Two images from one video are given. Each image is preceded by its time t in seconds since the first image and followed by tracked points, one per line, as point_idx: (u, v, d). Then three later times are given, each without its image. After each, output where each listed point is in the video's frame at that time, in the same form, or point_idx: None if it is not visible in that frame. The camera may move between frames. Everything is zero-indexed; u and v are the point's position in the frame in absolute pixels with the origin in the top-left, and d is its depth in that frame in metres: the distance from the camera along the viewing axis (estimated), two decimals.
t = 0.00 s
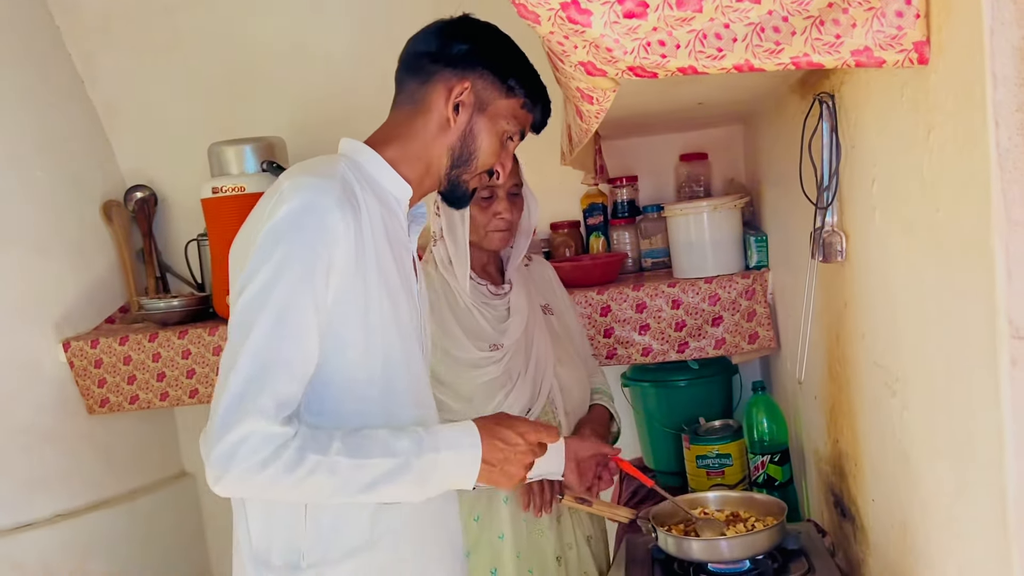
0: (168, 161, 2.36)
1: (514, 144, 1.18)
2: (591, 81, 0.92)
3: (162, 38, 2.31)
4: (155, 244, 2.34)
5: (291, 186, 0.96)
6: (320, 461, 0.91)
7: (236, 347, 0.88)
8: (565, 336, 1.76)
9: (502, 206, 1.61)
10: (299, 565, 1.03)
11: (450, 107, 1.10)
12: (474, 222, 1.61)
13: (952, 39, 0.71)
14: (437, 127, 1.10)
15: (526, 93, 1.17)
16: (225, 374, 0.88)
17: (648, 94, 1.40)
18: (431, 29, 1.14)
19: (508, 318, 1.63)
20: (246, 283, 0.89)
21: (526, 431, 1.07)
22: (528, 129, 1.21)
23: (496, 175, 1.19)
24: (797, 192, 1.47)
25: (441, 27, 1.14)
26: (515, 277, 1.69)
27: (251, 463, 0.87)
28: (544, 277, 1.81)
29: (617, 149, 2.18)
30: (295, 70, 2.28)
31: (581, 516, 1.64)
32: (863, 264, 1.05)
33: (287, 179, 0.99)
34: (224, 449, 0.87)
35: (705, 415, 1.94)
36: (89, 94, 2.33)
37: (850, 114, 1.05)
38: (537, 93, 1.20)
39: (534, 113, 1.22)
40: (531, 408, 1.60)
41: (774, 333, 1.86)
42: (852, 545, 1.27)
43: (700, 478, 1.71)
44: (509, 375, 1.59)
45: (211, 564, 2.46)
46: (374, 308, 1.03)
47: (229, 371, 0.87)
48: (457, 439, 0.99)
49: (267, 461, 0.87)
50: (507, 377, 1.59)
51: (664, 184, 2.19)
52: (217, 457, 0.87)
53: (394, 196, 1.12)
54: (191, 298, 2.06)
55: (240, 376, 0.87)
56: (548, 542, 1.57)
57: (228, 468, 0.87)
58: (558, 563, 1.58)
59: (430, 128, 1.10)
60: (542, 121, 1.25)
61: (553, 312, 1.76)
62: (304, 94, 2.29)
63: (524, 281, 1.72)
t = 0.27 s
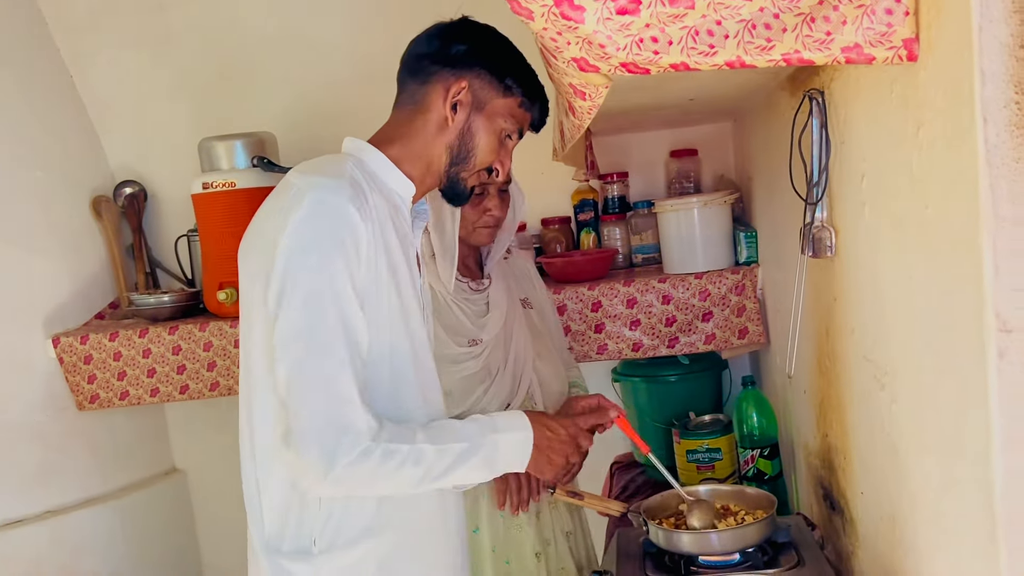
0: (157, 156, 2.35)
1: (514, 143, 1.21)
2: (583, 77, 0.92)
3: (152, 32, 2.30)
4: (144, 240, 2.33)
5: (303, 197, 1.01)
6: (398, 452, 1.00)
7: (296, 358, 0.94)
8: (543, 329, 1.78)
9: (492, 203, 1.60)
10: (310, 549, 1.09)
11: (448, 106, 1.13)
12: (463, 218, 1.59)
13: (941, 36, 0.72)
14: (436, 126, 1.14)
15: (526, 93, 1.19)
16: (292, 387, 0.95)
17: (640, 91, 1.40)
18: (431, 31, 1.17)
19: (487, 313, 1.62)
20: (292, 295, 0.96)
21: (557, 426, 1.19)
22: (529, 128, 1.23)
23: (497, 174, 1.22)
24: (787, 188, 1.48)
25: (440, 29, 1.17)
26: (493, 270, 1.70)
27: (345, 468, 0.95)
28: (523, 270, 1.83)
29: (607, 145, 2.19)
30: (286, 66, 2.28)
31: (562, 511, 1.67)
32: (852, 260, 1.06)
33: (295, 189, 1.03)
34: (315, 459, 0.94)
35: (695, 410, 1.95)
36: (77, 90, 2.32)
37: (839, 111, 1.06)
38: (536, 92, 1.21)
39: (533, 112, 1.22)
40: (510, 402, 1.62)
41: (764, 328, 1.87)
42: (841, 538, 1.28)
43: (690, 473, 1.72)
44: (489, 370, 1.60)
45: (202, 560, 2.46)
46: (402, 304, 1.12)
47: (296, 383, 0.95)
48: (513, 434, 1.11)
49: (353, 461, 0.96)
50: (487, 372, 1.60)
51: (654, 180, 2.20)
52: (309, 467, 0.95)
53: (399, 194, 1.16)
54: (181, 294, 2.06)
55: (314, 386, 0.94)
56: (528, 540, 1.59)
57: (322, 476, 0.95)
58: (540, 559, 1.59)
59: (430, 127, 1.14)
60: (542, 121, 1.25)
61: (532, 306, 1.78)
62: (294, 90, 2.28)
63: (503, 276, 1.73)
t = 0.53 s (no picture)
0: (145, 151, 2.34)
1: (505, 135, 1.21)
2: (572, 73, 0.92)
3: (139, 26, 2.28)
4: (132, 236, 2.32)
5: (317, 194, 1.03)
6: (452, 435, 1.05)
7: (346, 350, 1.00)
8: (519, 328, 1.77)
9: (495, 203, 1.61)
10: (316, 536, 1.12)
11: (439, 100, 1.13)
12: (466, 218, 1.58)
13: (925, 33, 0.72)
14: (427, 121, 1.15)
15: (517, 84, 1.18)
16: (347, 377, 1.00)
17: (628, 87, 1.41)
18: (421, 26, 1.17)
19: (463, 313, 1.63)
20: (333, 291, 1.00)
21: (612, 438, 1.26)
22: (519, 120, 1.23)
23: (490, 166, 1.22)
24: (774, 185, 1.49)
25: (430, 24, 1.17)
26: (472, 266, 1.68)
27: (412, 447, 1.03)
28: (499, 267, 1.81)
29: (597, 142, 2.19)
30: (275, 61, 2.27)
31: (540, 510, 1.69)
32: (839, 255, 1.07)
33: (304, 187, 1.05)
34: (382, 440, 1.02)
35: (684, 405, 1.96)
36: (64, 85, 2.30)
37: (826, 108, 1.07)
38: (527, 84, 1.21)
39: (522, 103, 1.21)
40: (486, 404, 1.64)
41: (752, 324, 1.89)
42: (827, 531, 1.29)
43: (678, 468, 1.73)
44: (464, 372, 1.63)
45: (191, 557, 2.46)
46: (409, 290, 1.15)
47: (349, 374, 1.00)
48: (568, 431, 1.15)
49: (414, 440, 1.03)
50: (462, 373, 1.63)
51: (642, 176, 2.21)
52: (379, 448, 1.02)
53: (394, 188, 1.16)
54: (169, 290, 2.06)
55: (368, 374, 1.00)
56: (498, 542, 1.64)
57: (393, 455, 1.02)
58: (508, 563, 1.64)
59: (421, 121, 1.15)
60: (532, 113, 1.25)
61: (508, 304, 1.77)
62: (283, 86, 2.28)
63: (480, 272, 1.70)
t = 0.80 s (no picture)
0: (135, 146, 2.32)
1: (499, 131, 1.21)
2: (563, 67, 0.93)
3: (129, 21, 2.27)
4: (122, 231, 2.31)
5: (312, 185, 1.03)
6: (455, 426, 1.05)
7: (347, 340, 1.00)
8: (504, 323, 1.78)
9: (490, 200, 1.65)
10: (314, 529, 1.12)
11: (435, 95, 1.13)
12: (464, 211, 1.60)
13: (913, 28, 0.73)
14: (423, 115, 1.15)
15: (512, 81, 1.19)
16: (348, 367, 1.00)
17: (620, 83, 1.41)
18: (417, 23, 1.17)
19: (456, 308, 1.59)
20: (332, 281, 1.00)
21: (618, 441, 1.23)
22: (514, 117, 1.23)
23: (483, 161, 1.22)
24: (764, 180, 1.50)
25: (425, 21, 1.17)
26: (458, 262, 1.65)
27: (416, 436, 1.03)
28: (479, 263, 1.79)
29: (588, 138, 2.20)
30: (266, 56, 2.26)
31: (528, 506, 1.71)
32: (828, 250, 1.07)
33: (299, 179, 1.05)
34: (386, 430, 1.02)
35: (674, 401, 1.97)
36: (53, 80, 2.29)
37: (815, 104, 1.07)
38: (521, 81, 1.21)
39: (517, 100, 1.21)
40: (480, 400, 1.63)
41: (742, 320, 1.89)
42: (816, 525, 1.30)
43: (669, 462, 1.74)
44: (461, 369, 1.60)
45: (181, 553, 2.45)
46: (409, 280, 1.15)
47: (350, 364, 1.00)
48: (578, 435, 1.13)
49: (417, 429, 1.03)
50: (458, 370, 1.60)
51: (633, 173, 2.21)
52: (381, 438, 1.03)
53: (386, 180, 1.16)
54: (159, 286, 2.05)
55: (369, 363, 1.01)
56: (493, 538, 1.63)
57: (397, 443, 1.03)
58: (502, 557, 1.64)
59: (417, 116, 1.15)
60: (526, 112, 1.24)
61: (494, 300, 1.77)
62: (274, 81, 2.27)
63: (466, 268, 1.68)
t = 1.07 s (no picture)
0: (126, 142, 2.31)
1: (495, 129, 1.20)
2: (556, 63, 0.92)
3: (120, 16, 2.26)
4: (113, 228, 2.30)
5: (303, 180, 1.03)
6: (444, 421, 1.03)
7: (331, 333, 0.98)
8: (501, 319, 1.79)
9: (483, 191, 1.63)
10: (310, 529, 1.11)
11: (430, 93, 1.13)
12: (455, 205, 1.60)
13: (906, 24, 0.73)
14: (419, 112, 1.14)
15: (507, 79, 1.17)
16: (331, 361, 0.98)
17: (613, 80, 1.41)
18: (412, 19, 1.16)
19: (455, 304, 1.61)
20: (320, 275, 0.99)
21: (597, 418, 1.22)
22: (510, 116, 1.22)
23: (478, 159, 1.22)
24: (757, 178, 1.50)
25: (421, 17, 1.16)
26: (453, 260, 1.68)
27: (400, 432, 1.00)
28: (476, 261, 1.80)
29: (581, 135, 2.20)
30: (258, 52, 2.25)
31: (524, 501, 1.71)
32: (820, 247, 1.07)
33: (291, 175, 1.05)
34: (369, 427, 0.98)
35: (665, 397, 1.98)
36: (43, 76, 2.28)
37: (808, 100, 1.07)
38: (518, 79, 1.19)
39: (513, 99, 1.20)
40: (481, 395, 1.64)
41: (734, 317, 1.89)
42: (808, 522, 1.30)
43: (660, 459, 1.74)
44: (461, 362, 1.60)
45: (173, 551, 2.44)
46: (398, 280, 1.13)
47: (333, 358, 0.98)
48: (555, 424, 1.10)
49: (401, 426, 1.00)
50: (458, 364, 1.60)
51: (626, 170, 2.21)
52: (366, 437, 0.99)
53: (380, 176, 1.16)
54: (150, 282, 2.04)
55: (353, 357, 0.99)
56: (494, 531, 1.63)
57: (380, 443, 0.99)
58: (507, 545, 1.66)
59: (412, 113, 1.15)
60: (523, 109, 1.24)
61: (490, 297, 1.78)
62: (265, 77, 2.26)
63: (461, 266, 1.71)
